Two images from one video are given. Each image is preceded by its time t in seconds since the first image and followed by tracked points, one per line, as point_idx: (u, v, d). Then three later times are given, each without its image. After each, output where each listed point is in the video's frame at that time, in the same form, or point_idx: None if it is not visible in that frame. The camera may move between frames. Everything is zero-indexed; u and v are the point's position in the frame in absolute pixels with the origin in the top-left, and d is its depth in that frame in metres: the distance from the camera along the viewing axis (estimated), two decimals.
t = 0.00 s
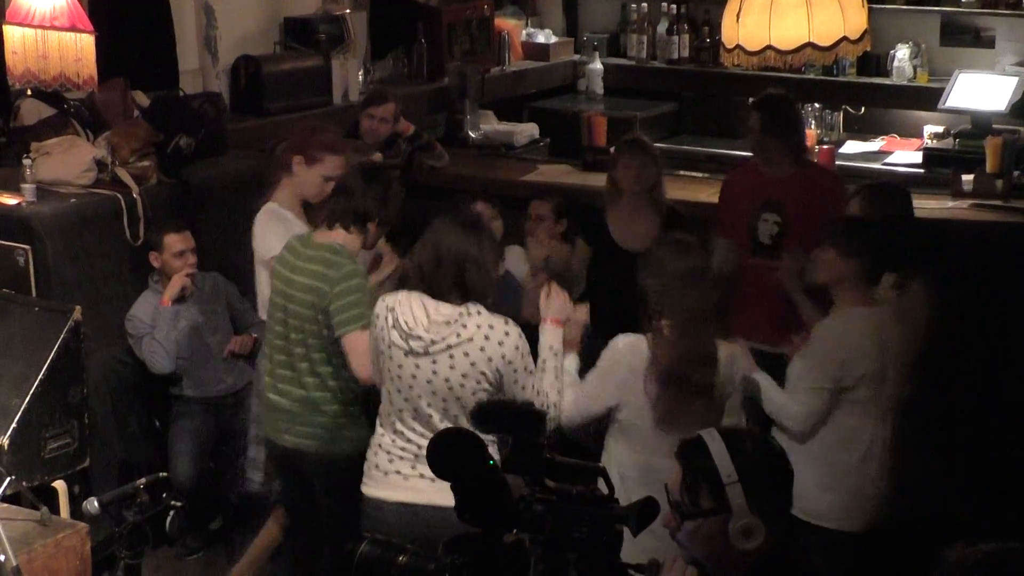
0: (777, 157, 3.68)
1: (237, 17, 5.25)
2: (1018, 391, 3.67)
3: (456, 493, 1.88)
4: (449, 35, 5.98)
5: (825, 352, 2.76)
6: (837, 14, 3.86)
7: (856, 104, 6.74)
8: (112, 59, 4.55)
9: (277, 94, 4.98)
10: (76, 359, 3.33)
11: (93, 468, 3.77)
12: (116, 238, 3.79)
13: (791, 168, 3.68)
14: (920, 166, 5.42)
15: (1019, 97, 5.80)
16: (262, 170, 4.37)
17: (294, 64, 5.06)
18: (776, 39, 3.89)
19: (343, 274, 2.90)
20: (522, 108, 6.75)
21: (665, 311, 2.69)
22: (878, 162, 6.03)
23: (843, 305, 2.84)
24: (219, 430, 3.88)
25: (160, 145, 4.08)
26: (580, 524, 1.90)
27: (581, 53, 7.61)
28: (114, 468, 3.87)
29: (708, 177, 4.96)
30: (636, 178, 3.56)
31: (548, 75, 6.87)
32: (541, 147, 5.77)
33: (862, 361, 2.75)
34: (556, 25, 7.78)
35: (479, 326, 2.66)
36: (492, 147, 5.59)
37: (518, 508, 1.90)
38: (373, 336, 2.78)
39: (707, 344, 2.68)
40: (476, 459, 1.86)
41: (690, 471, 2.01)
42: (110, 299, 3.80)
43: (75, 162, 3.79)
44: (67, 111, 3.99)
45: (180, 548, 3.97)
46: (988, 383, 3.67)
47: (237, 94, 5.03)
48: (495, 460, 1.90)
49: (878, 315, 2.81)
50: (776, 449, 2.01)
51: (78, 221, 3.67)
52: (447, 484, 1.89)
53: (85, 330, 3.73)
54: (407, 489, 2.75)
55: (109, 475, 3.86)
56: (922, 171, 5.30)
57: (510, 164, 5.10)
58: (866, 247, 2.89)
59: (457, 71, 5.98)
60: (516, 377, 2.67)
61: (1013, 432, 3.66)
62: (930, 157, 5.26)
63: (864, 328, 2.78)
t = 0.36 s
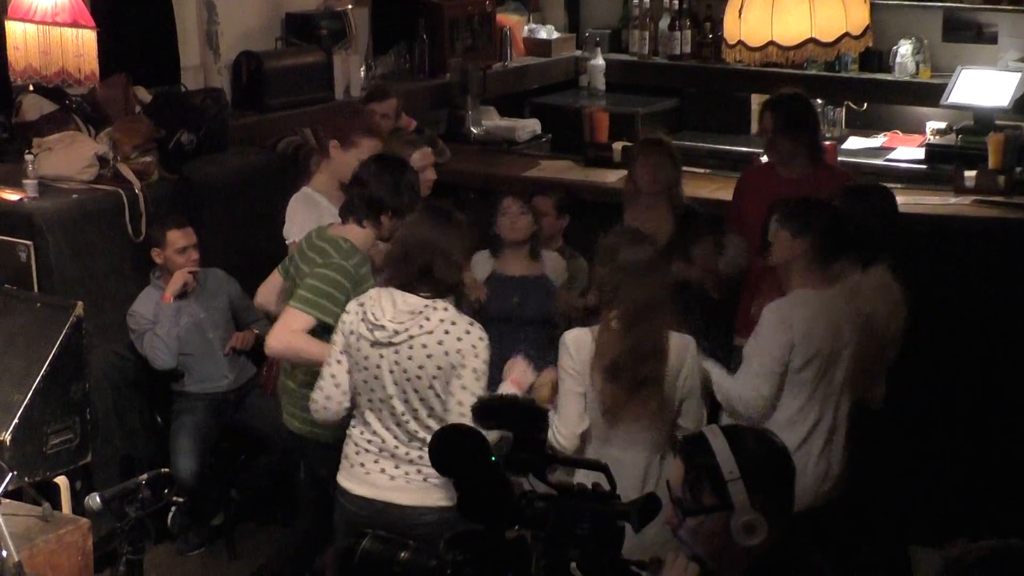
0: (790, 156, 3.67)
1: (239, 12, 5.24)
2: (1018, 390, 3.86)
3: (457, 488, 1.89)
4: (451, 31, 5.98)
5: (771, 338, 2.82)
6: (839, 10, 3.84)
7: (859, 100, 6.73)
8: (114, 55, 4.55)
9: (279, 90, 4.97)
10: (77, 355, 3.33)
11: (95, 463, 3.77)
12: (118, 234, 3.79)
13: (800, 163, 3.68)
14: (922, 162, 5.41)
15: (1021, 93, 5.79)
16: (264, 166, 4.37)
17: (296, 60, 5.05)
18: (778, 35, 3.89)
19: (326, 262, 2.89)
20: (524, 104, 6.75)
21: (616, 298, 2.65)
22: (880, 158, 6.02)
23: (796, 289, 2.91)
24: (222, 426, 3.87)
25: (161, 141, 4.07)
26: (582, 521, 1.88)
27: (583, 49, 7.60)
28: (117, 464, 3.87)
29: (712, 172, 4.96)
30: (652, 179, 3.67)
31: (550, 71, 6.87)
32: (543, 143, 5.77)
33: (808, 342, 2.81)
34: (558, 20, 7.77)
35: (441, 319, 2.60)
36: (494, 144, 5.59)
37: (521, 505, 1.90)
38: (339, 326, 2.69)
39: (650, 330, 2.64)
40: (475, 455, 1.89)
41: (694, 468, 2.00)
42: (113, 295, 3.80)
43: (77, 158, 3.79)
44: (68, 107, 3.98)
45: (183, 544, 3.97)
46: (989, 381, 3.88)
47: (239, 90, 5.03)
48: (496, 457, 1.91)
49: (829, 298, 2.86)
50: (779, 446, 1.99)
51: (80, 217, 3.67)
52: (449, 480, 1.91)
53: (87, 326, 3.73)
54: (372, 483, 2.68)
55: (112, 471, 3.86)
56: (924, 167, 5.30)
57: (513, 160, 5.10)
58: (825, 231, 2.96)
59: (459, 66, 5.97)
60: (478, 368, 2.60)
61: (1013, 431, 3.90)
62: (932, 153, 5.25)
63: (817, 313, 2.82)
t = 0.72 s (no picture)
0: (785, 167, 3.93)
1: (242, 11, 5.24)
2: (1017, 391, 3.91)
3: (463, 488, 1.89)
4: (454, 29, 5.98)
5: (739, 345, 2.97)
6: (841, 7, 3.85)
7: (863, 98, 6.73)
8: (116, 53, 4.55)
9: (283, 88, 4.97)
10: (80, 352, 3.33)
11: (98, 462, 3.77)
12: (121, 233, 3.79)
13: (796, 174, 3.92)
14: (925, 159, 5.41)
15: None
16: (267, 163, 4.37)
17: (299, 59, 5.06)
18: (781, 33, 3.89)
19: (302, 244, 3.25)
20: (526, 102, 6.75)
21: (555, 299, 2.81)
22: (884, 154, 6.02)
23: (768, 296, 3.00)
24: (226, 424, 3.87)
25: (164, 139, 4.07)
26: (586, 518, 1.85)
27: (586, 46, 7.60)
28: (120, 462, 3.87)
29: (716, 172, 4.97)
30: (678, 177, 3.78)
31: (553, 68, 6.88)
32: (545, 141, 5.77)
33: (768, 356, 2.95)
34: (561, 18, 7.78)
35: (349, 313, 2.72)
36: (497, 142, 5.59)
37: (526, 502, 1.89)
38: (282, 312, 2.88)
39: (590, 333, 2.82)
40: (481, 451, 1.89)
41: (698, 465, 2.00)
42: (115, 293, 3.80)
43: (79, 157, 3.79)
44: (71, 105, 3.98)
45: (186, 542, 3.98)
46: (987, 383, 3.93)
47: (242, 89, 5.03)
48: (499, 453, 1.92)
49: (801, 313, 2.96)
50: (783, 443, 1.99)
51: (83, 215, 3.67)
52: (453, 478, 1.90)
53: (90, 324, 3.73)
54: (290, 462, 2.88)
55: (115, 469, 3.86)
56: (928, 164, 5.30)
57: (517, 157, 5.11)
58: (789, 241, 2.99)
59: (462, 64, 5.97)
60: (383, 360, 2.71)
61: (1013, 431, 3.91)
62: (935, 150, 5.25)
63: (783, 329, 2.94)
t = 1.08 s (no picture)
0: (823, 177, 3.77)
1: (245, 10, 5.25)
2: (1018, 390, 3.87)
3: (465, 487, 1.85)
4: (456, 27, 5.98)
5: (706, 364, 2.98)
6: (843, 6, 3.85)
7: (865, 97, 6.73)
8: (119, 52, 4.55)
9: (285, 86, 4.98)
10: (82, 351, 3.33)
11: (100, 460, 3.77)
12: (123, 231, 3.79)
13: (830, 179, 3.75)
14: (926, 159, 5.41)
15: None
16: (269, 162, 4.37)
17: (302, 58, 5.06)
18: (783, 32, 3.89)
19: (267, 241, 3.57)
20: (528, 101, 6.76)
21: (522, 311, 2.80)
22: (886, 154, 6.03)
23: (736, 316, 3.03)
24: (227, 423, 3.87)
25: (167, 137, 4.08)
26: (588, 516, 1.85)
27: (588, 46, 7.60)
28: (122, 460, 3.87)
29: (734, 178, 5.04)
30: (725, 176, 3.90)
31: (555, 68, 6.88)
32: (548, 140, 5.78)
33: (736, 376, 2.97)
34: (563, 17, 7.78)
35: (307, 305, 2.78)
36: (499, 141, 5.60)
37: (529, 502, 1.88)
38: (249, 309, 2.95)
39: (534, 343, 2.81)
40: (485, 453, 1.84)
41: (709, 458, 2.01)
42: (116, 292, 3.80)
43: (81, 155, 3.79)
44: (73, 104, 3.99)
45: (188, 540, 3.98)
46: (987, 382, 3.89)
47: (244, 87, 5.03)
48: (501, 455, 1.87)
49: (764, 328, 2.98)
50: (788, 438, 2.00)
51: (85, 213, 3.67)
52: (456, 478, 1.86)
53: (91, 322, 3.73)
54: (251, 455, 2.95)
55: (117, 467, 3.86)
56: (929, 164, 5.31)
57: (520, 157, 5.11)
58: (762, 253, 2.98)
59: (464, 63, 5.98)
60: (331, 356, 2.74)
61: (1013, 432, 3.85)
62: (937, 150, 5.26)
63: (753, 347, 2.96)
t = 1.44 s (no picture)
0: (858, 177, 3.75)
1: (245, 10, 5.25)
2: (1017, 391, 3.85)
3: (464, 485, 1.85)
4: (456, 26, 5.99)
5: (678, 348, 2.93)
6: (843, 4, 3.85)
7: (865, 95, 6.73)
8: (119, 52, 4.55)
9: (285, 86, 4.98)
10: (82, 351, 3.33)
11: (101, 460, 3.77)
12: (122, 231, 3.79)
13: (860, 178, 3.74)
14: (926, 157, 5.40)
15: None
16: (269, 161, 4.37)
17: (302, 57, 5.06)
18: (783, 30, 3.89)
19: (237, 239, 3.42)
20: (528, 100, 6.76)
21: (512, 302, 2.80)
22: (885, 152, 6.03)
23: (729, 305, 2.93)
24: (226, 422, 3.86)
25: (167, 137, 4.08)
26: (588, 516, 1.83)
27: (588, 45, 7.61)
28: (123, 459, 3.86)
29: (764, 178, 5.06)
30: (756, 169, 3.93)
31: (555, 66, 6.88)
32: (548, 139, 5.78)
33: (714, 366, 2.91)
34: (563, 16, 7.79)
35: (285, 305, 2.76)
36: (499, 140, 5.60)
37: (529, 501, 1.88)
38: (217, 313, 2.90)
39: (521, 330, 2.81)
40: (484, 450, 1.84)
41: (714, 450, 2.00)
42: (116, 292, 3.80)
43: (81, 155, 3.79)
44: (73, 104, 3.99)
45: (189, 540, 3.98)
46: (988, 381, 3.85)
47: (244, 87, 5.03)
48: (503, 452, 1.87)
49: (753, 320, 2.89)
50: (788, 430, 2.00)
51: (85, 213, 3.67)
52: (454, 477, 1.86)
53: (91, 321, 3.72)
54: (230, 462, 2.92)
55: (117, 467, 3.86)
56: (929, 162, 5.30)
57: (521, 156, 5.12)
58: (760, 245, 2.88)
59: (464, 62, 5.98)
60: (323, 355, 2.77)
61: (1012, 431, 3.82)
62: (937, 148, 5.25)
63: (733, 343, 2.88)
